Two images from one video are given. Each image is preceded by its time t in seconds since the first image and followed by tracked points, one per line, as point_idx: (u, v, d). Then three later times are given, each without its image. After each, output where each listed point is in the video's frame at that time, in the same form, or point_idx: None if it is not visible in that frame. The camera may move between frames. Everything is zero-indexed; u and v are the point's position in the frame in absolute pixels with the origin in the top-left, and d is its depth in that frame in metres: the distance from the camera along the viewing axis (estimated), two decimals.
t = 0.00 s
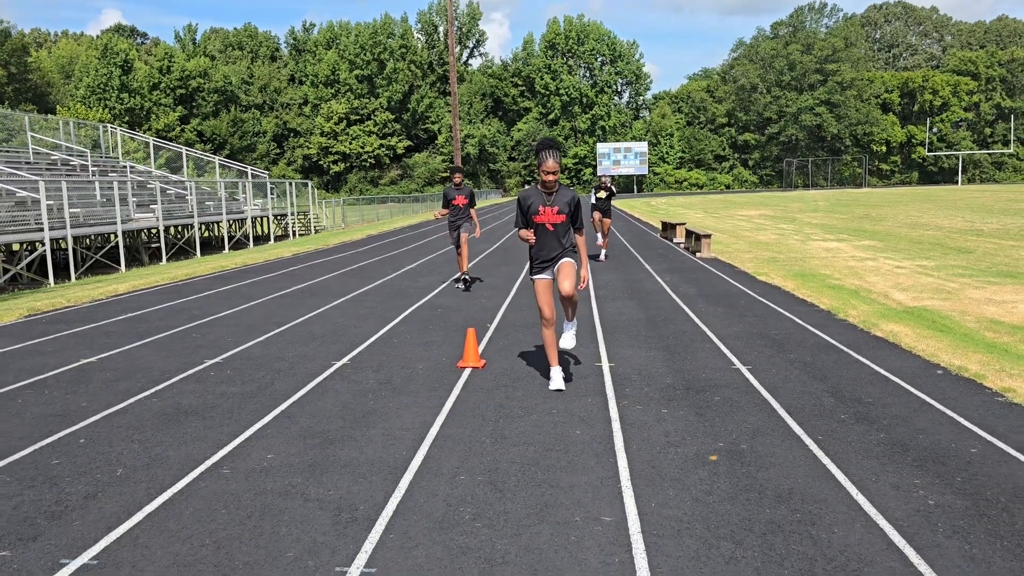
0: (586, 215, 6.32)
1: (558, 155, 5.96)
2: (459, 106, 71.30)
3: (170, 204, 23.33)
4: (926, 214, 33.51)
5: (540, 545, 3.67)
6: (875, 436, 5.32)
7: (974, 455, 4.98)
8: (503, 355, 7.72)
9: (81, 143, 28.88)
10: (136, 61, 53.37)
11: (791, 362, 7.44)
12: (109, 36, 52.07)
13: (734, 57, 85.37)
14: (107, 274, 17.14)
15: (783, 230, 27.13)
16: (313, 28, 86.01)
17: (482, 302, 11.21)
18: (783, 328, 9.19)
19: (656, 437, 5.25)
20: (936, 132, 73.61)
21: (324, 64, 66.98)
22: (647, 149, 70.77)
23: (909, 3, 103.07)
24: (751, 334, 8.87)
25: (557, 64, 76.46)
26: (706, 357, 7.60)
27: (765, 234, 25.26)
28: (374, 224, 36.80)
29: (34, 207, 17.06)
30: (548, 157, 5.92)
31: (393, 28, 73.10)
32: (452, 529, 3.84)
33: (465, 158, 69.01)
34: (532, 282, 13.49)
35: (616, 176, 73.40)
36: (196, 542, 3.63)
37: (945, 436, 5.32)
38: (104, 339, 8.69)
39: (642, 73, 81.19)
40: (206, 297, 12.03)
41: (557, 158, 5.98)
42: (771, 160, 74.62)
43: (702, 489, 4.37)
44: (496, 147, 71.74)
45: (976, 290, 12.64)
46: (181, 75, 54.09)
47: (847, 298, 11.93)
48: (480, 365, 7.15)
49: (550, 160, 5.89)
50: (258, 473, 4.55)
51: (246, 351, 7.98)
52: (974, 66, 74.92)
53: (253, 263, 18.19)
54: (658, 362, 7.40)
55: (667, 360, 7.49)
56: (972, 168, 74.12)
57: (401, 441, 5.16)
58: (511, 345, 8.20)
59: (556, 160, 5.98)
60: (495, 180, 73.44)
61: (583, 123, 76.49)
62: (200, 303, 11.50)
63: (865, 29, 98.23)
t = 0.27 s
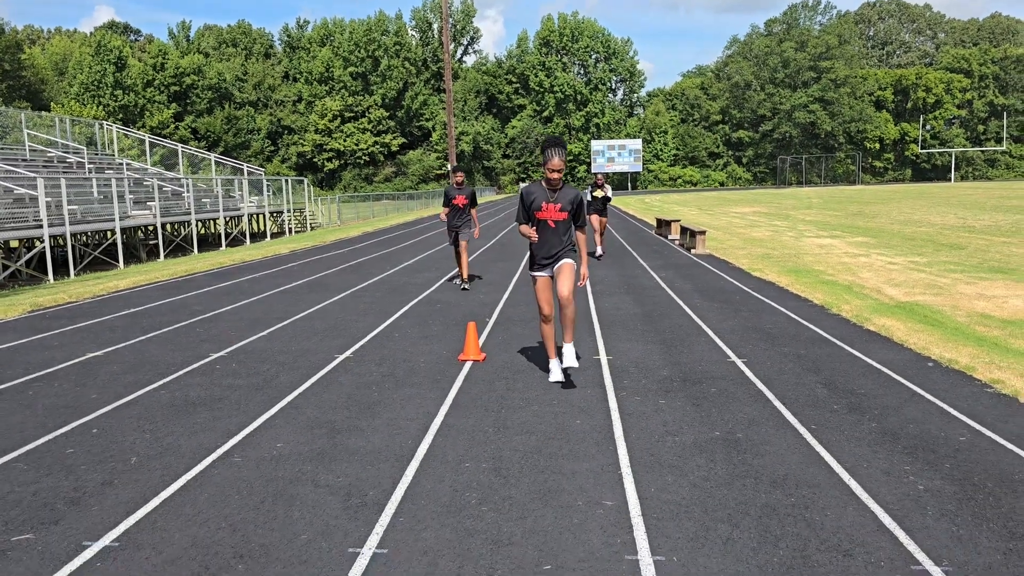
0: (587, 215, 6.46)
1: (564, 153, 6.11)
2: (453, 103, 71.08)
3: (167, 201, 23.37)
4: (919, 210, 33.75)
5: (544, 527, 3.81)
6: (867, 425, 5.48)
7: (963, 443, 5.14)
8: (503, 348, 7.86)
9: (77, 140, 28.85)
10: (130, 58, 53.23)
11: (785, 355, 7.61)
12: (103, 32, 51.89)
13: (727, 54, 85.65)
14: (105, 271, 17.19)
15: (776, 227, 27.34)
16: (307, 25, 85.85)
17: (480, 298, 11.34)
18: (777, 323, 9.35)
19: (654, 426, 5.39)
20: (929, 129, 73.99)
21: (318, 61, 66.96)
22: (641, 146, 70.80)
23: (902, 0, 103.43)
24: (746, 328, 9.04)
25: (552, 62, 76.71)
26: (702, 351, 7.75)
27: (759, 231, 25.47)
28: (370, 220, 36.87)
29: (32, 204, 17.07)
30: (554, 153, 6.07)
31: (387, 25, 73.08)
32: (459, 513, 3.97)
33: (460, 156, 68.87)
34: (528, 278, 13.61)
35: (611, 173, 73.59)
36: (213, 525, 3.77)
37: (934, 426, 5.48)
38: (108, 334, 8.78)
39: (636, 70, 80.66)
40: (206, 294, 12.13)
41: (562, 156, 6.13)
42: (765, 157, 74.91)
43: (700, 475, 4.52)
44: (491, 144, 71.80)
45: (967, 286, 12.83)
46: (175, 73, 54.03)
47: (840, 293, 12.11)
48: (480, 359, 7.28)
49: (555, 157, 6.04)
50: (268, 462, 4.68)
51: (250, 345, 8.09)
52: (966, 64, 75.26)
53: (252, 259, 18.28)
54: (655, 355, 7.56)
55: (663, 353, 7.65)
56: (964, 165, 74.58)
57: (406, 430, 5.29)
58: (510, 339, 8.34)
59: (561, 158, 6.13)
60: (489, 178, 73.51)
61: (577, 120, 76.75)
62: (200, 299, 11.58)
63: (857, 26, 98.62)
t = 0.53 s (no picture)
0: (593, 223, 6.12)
1: (568, 156, 5.79)
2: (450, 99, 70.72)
3: (164, 197, 23.41)
4: (912, 206, 33.95)
5: (544, 512, 3.94)
6: (857, 415, 5.62)
7: (950, 432, 5.29)
8: (501, 342, 7.97)
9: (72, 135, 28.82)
10: (124, 53, 53.03)
11: (778, 348, 7.74)
12: (96, 27, 51.61)
13: (722, 50, 85.78)
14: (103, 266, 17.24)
15: (771, 222, 27.50)
16: (302, 20, 85.65)
17: (477, 293, 11.44)
18: (771, 317, 9.48)
19: (649, 417, 5.53)
20: (923, 125, 74.20)
21: (312, 56, 66.87)
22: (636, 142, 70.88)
23: None
24: (740, 322, 9.17)
25: (547, 57, 76.78)
26: (697, 344, 7.88)
27: (753, 227, 25.61)
28: (366, 216, 36.95)
29: (30, 199, 17.05)
30: (557, 155, 5.76)
31: (382, 20, 72.95)
32: (461, 498, 4.10)
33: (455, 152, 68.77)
34: (524, 273, 13.71)
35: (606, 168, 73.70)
36: (222, 511, 3.89)
37: (922, 416, 5.62)
38: (109, 328, 8.87)
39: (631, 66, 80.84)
40: (205, 288, 12.21)
41: (566, 159, 5.82)
42: (760, 153, 75.05)
43: (693, 463, 4.66)
44: (486, 140, 71.60)
45: (958, 281, 12.99)
46: (170, 68, 53.89)
47: (833, 288, 12.24)
48: (479, 351, 7.39)
49: (558, 158, 5.73)
50: (274, 450, 4.79)
51: (251, 338, 8.20)
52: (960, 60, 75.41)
53: (248, 255, 18.36)
54: (650, 349, 7.68)
55: (659, 347, 7.78)
56: (958, 161, 74.86)
57: (407, 421, 5.41)
58: (508, 333, 8.45)
59: (565, 161, 5.81)
60: (485, 174, 73.47)
61: (572, 116, 76.89)
62: (199, 294, 11.67)
63: (852, 22, 98.78)
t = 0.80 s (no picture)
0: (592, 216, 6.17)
1: (570, 147, 5.81)
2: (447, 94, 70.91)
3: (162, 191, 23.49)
4: (907, 202, 34.10)
5: (537, 496, 4.07)
6: (844, 405, 5.76)
7: (933, 421, 5.43)
8: (497, 335, 8.09)
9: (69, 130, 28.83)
10: (120, 48, 52.93)
11: (769, 341, 7.87)
12: (92, 22, 51.45)
13: (719, 46, 85.84)
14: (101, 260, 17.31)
15: (766, 218, 27.62)
16: (298, 15, 85.54)
17: (474, 287, 11.57)
18: (763, 310, 9.62)
19: (641, 406, 5.67)
20: (919, 121, 74.30)
21: (309, 51, 66.86)
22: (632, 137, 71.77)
23: None
24: (733, 315, 9.31)
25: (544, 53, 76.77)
26: (689, 337, 8.02)
27: (749, 222, 25.73)
28: (363, 211, 37.03)
29: (28, 194, 17.13)
30: (560, 146, 5.79)
31: (379, 15, 72.87)
32: (456, 484, 4.23)
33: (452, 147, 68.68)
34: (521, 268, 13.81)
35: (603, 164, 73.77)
36: (225, 495, 4.02)
37: (907, 405, 5.77)
38: (110, 321, 8.98)
39: (628, 61, 81.93)
40: (203, 283, 12.32)
41: (568, 150, 5.84)
42: (756, 149, 75.15)
43: (683, 451, 4.79)
44: (483, 135, 70.51)
45: (950, 275, 13.14)
46: (166, 62, 53.84)
47: (826, 282, 12.38)
48: (474, 344, 7.52)
49: (560, 150, 5.75)
50: (274, 438, 4.92)
51: (250, 331, 8.31)
52: (957, 56, 75.46)
53: (246, 250, 18.44)
54: (643, 341, 7.81)
55: (652, 339, 7.91)
56: (954, 157, 74.99)
57: (405, 410, 5.53)
58: (504, 327, 8.56)
59: (567, 151, 5.84)
60: (482, 170, 73.39)
61: (569, 112, 76.96)
62: (198, 288, 11.78)
63: (849, 17, 98.80)
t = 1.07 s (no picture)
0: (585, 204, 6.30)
1: (563, 135, 5.96)
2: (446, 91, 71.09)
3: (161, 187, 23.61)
4: (904, 199, 34.22)
5: (526, 478, 4.22)
6: (828, 394, 5.90)
7: (916, 409, 5.57)
8: (492, 328, 8.23)
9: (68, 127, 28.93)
10: (119, 45, 53.05)
11: (759, 333, 8.01)
12: (92, 19, 51.51)
13: (719, 43, 85.94)
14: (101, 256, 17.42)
15: (763, 215, 27.74)
16: (298, 12, 85.57)
17: (470, 281, 11.70)
18: (754, 304, 9.76)
19: (630, 396, 5.80)
20: (918, 118, 74.45)
21: (308, 48, 66.98)
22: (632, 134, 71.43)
23: None
24: (725, 308, 9.45)
25: (543, 50, 76.81)
26: (681, 329, 8.15)
27: (746, 218, 25.85)
28: (362, 207, 37.15)
29: (28, 190, 17.26)
30: (552, 134, 5.93)
31: (379, 12, 72.95)
32: (448, 467, 4.38)
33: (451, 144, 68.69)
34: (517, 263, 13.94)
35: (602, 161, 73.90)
36: (225, 478, 4.16)
37: (891, 395, 5.90)
38: (110, 314, 9.11)
39: (627, 59, 81.84)
40: (203, 277, 12.44)
41: (561, 138, 5.98)
42: (755, 145, 75.39)
43: (670, 436, 4.93)
44: (482, 133, 71.16)
45: (942, 271, 13.27)
46: (166, 59, 53.97)
47: (818, 277, 12.51)
48: (469, 336, 7.65)
49: (552, 137, 5.89)
50: (272, 425, 5.05)
51: (248, 324, 8.45)
52: (956, 53, 75.55)
53: (246, 245, 18.56)
54: (635, 334, 7.94)
55: (644, 331, 8.05)
56: (953, 154, 75.13)
57: (399, 399, 5.67)
58: (499, 320, 8.71)
59: (560, 139, 5.98)
60: (481, 167, 73.45)
61: (568, 109, 77.11)
62: (198, 282, 11.91)
63: (849, 14, 98.83)
